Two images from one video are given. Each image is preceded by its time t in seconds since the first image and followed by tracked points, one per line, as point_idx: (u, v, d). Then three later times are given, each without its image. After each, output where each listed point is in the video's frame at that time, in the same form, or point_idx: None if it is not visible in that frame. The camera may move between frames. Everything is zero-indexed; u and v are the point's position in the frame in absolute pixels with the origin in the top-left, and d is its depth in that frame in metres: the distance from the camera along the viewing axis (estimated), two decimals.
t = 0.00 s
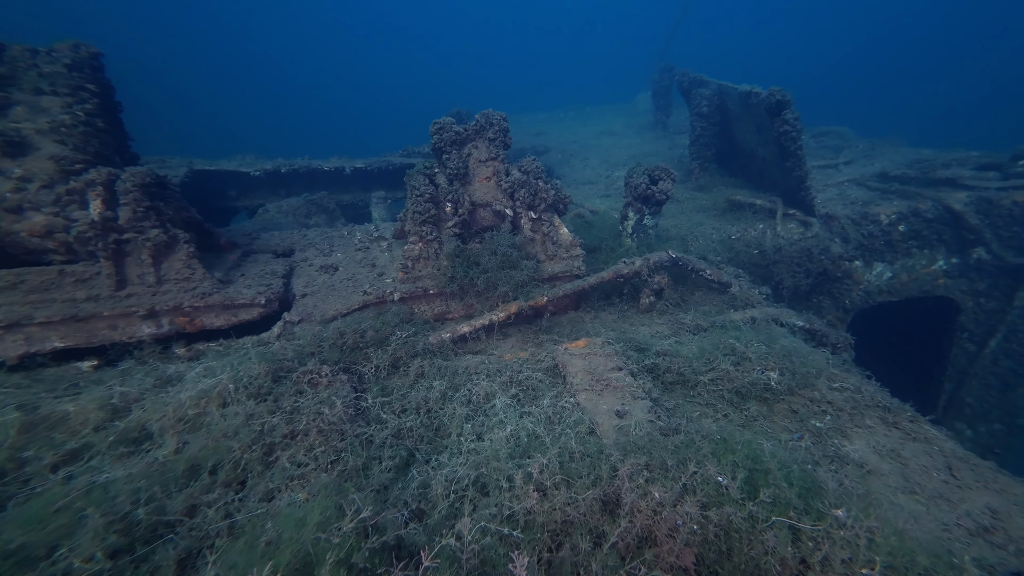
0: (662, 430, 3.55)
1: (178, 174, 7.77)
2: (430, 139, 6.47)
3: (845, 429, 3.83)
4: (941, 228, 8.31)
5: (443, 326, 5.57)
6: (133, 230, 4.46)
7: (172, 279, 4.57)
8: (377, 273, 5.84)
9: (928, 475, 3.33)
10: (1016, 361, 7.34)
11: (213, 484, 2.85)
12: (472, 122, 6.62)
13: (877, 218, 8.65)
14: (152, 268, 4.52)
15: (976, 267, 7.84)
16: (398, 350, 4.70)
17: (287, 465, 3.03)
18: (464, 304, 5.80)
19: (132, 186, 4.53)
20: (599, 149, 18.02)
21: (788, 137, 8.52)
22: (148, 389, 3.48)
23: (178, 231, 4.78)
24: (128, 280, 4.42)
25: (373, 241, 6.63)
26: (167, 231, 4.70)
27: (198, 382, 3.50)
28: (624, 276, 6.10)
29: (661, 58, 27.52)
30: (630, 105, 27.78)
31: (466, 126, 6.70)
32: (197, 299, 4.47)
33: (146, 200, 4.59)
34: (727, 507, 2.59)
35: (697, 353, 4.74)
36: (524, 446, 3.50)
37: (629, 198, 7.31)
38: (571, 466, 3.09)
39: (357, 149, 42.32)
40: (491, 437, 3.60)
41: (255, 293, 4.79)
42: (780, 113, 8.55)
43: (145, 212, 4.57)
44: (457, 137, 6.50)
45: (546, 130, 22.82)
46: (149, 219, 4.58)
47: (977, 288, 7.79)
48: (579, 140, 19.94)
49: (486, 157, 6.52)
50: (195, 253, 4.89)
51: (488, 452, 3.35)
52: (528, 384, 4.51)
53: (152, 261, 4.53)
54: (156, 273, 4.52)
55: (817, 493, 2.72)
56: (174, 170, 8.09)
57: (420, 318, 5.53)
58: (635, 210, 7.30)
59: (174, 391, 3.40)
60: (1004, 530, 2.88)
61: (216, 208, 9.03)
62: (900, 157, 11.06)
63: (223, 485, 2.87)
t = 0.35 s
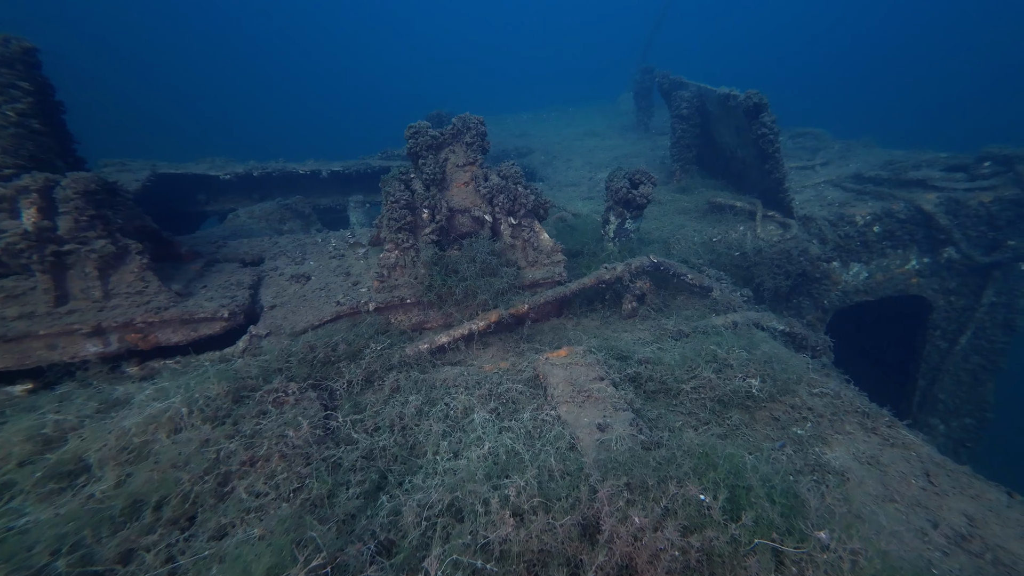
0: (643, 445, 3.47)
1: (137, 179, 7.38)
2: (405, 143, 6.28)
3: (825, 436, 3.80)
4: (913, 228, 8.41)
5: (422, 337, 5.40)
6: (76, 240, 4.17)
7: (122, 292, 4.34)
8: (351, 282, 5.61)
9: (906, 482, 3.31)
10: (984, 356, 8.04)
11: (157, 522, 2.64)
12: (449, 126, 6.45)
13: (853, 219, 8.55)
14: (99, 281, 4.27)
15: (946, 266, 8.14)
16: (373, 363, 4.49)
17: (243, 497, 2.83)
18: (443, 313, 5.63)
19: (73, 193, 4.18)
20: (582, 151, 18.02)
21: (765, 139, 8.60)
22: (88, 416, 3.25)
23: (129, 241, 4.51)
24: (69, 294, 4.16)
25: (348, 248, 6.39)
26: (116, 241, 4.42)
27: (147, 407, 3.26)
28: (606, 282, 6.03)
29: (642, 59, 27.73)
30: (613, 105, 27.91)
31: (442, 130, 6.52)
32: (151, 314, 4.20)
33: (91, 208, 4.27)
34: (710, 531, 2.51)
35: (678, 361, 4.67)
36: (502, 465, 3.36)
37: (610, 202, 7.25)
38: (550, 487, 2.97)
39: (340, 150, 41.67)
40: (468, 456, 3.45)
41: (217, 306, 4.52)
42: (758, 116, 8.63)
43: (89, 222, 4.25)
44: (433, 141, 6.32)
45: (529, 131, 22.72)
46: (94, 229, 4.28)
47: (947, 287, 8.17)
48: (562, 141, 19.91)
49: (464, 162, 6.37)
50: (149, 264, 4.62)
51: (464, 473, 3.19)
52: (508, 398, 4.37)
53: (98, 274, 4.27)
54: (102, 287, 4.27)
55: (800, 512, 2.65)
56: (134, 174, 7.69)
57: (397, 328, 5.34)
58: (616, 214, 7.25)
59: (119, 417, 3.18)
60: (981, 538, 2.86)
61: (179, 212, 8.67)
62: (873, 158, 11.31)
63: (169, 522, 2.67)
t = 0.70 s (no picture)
0: (632, 460, 3.31)
1: (95, 177, 6.97)
2: (382, 142, 6.00)
3: (818, 442, 3.68)
4: (899, 224, 8.37)
5: (403, 345, 5.18)
6: (8, 245, 3.83)
7: (65, 303, 4.00)
8: (326, 288, 5.33)
9: (902, 491, 3.20)
10: (966, 350, 8.23)
11: (88, 565, 2.39)
12: (428, 123, 6.20)
13: (840, 216, 8.56)
14: (37, 291, 3.91)
15: (930, 262, 8.15)
16: (350, 375, 4.22)
17: (194, 532, 2.57)
18: (424, 319, 5.40)
19: (6, 194, 3.86)
20: (569, 147, 17.84)
21: (752, 136, 8.51)
22: (18, 443, 2.97)
23: (71, 246, 4.18)
24: (2, 304, 3.80)
25: (325, 250, 6.10)
26: (56, 246, 4.08)
27: (86, 432, 2.98)
28: (593, 284, 5.87)
29: (628, 55, 27.59)
30: (600, 101, 27.76)
31: (421, 128, 6.26)
32: (100, 326, 3.89)
33: (25, 210, 3.95)
34: (703, 562, 2.43)
35: (667, 367, 4.57)
36: (484, 484, 3.16)
37: (597, 201, 7.08)
38: (534, 510, 2.80)
39: (325, 149, 40.87)
40: (448, 474, 3.24)
41: (177, 316, 4.25)
42: (745, 112, 8.53)
43: (23, 224, 3.93)
44: (412, 139, 6.06)
45: (515, 127, 22.46)
46: (30, 232, 3.95)
47: (932, 282, 8.19)
48: (549, 138, 19.71)
49: (444, 161, 6.12)
50: (97, 271, 4.32)
51: (443, 496, 2.98)
52: (491, 409, 4.17)
53: (36, 283, 3.93)
54: (42, 296, 3.92)
55: (797, 537, 2.55)
56: (93, 172, 7.27)
57: (375, 336, 5.08)
58: (603, 214, 7.08)
59: (53, 444, 2.91)
60: (980, 552, 2.75)
61: (146, 213, 8.23)
62: (858, 154, 11.33)
63: (105, 565, 2.43)
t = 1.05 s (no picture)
0: (618, 480, 3.13)
1: (41, 174, 6.50)
2: (355, 141, 5.71)
3: (809, 454, 3.56)
4: (882, 222, 8.38)
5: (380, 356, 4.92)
6: None
7: None
8: (296, 296, 5.02)
9: (895, 506, 3.08)
10: (947, 347, 8.31)
11: None
12: (404, 122, 5.92)
13: (825, 214, 8.53)
14: None
15: (913, 259, 8.19)
16: (320, 390, 3.93)
17: None
18: (402, 328, 5.16)
19: None
20: (555, 145, 17.65)
21: (738, 134, 8.41)
22: None
23: None
24: None
25: (296, 255, 5.78)
26: None
27: None
28: (578, 289, 5.72)
29: (613, 51, 27.46)
30: (585, 97, 27.59)
31: (397, 126, 5.99)
32: (29, 343, 3.55)
33: None
34: None
35: (654, 376, 4.44)
36: (460, 510, 2.95)
37: (582, 202, 6.90)
38: (515, 544, 2.63)
39: (307, 147, 39.96)
40: (421, 501, 3.01)
41: (122, 331, 3.93)
42: (730, 110, 8.41)
43: None
44: (387, 139, 5.79)
45: (500, 124, 22.16)
46: None
47: (913, 280, 8.24)
48: (534, 135, 19.47)
49: (422, 161, 5.86)
50: (25, 281, 3.98)
51: (415, 529, 2.76)
52: (471, 425, 3.94)
53: None
54: None
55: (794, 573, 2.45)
56: (40, 168, 6.77)
57: (349, 347, 4.81)
58: (588, 215, 6.90)
59: None
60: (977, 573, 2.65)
61: (104, 213, 7.76)
62: (841, 152, 11.36)
63: None
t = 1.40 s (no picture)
0: (605, 512, 3.02)
1: None
2: (330, 150, 5.51)
3: (800, 475, 3.45)
4: (865, 229, 8.41)
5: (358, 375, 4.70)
6: None
7: None
8: (267, 312, 4.75)
9: (890, 534, 2.98)
10: (929, 352, 8.38)
11: None
12: (382, 130, 5.76)
13: (810, 221, 8.53)
14: None
15: (896, 265, 8.24)
16: (290, 416, 3.68)
17: None
18: (381, 344, 4.94)
19: None
20: (542, 148, 17.54)
21: (723, 141, 8.37)
22: None
23: None
24: None
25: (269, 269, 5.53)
26: None
27: None
28: (564, 301, 5.60)
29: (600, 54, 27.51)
30: (572, 99, 27.59)
31: (375, 135, 5.82)
32: None
33: None
34: None
35: (643, 392, 4.30)
36: (437, 550, 2.81)
37: (567, 211, 6.76)
38: None
39: (293, 150, 39.33)
40: (395, 541, 2.82)
41: (66, 356, 3.65)
42: (716, 116, 8.37)
43: None
44: (364, 148, 5.61)
45: (487, 127, 21.98)
46: None
47: (896, 286, 8.30)
48: (522, 137, 19.35)
49: (401, 171, 5.70)
50: None
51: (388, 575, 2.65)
52: (451, 450, 3.73)
53: None
54: None
55: None
56: None
57: (324, 367, 4.58)
58: (574, 224, 6.77)
59: None
60: None
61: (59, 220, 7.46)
62: (825, 157, 11.46)
63: None
